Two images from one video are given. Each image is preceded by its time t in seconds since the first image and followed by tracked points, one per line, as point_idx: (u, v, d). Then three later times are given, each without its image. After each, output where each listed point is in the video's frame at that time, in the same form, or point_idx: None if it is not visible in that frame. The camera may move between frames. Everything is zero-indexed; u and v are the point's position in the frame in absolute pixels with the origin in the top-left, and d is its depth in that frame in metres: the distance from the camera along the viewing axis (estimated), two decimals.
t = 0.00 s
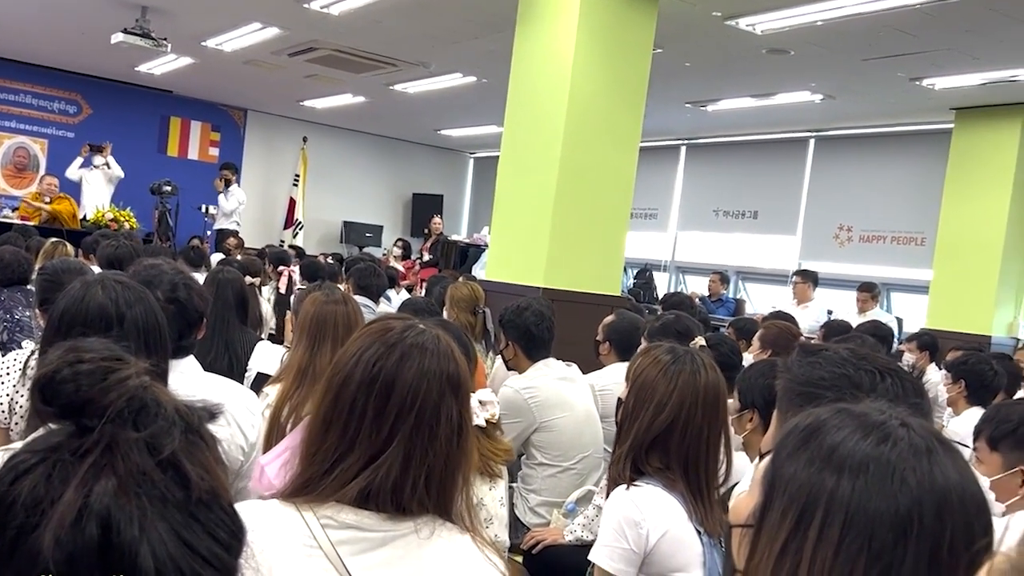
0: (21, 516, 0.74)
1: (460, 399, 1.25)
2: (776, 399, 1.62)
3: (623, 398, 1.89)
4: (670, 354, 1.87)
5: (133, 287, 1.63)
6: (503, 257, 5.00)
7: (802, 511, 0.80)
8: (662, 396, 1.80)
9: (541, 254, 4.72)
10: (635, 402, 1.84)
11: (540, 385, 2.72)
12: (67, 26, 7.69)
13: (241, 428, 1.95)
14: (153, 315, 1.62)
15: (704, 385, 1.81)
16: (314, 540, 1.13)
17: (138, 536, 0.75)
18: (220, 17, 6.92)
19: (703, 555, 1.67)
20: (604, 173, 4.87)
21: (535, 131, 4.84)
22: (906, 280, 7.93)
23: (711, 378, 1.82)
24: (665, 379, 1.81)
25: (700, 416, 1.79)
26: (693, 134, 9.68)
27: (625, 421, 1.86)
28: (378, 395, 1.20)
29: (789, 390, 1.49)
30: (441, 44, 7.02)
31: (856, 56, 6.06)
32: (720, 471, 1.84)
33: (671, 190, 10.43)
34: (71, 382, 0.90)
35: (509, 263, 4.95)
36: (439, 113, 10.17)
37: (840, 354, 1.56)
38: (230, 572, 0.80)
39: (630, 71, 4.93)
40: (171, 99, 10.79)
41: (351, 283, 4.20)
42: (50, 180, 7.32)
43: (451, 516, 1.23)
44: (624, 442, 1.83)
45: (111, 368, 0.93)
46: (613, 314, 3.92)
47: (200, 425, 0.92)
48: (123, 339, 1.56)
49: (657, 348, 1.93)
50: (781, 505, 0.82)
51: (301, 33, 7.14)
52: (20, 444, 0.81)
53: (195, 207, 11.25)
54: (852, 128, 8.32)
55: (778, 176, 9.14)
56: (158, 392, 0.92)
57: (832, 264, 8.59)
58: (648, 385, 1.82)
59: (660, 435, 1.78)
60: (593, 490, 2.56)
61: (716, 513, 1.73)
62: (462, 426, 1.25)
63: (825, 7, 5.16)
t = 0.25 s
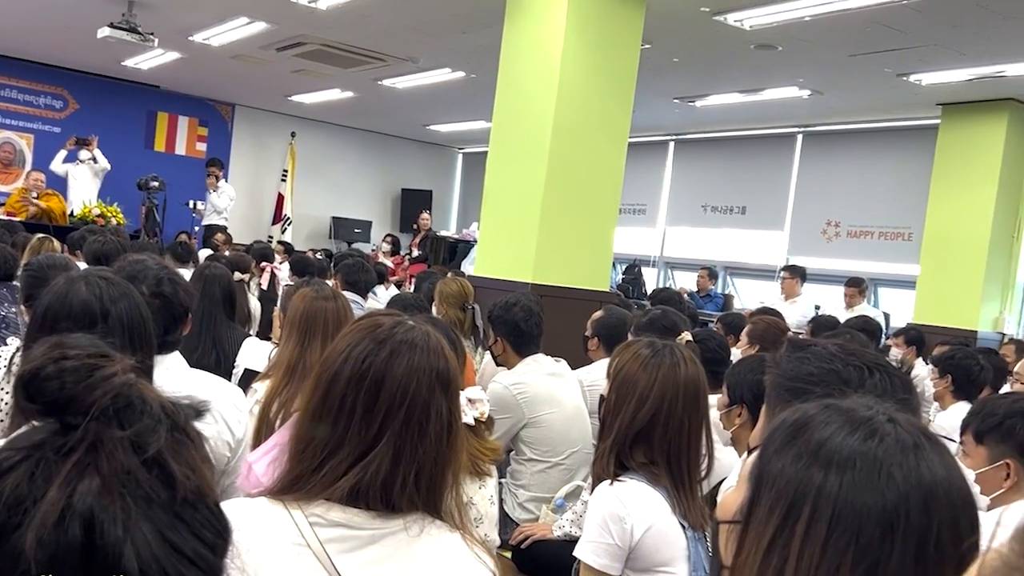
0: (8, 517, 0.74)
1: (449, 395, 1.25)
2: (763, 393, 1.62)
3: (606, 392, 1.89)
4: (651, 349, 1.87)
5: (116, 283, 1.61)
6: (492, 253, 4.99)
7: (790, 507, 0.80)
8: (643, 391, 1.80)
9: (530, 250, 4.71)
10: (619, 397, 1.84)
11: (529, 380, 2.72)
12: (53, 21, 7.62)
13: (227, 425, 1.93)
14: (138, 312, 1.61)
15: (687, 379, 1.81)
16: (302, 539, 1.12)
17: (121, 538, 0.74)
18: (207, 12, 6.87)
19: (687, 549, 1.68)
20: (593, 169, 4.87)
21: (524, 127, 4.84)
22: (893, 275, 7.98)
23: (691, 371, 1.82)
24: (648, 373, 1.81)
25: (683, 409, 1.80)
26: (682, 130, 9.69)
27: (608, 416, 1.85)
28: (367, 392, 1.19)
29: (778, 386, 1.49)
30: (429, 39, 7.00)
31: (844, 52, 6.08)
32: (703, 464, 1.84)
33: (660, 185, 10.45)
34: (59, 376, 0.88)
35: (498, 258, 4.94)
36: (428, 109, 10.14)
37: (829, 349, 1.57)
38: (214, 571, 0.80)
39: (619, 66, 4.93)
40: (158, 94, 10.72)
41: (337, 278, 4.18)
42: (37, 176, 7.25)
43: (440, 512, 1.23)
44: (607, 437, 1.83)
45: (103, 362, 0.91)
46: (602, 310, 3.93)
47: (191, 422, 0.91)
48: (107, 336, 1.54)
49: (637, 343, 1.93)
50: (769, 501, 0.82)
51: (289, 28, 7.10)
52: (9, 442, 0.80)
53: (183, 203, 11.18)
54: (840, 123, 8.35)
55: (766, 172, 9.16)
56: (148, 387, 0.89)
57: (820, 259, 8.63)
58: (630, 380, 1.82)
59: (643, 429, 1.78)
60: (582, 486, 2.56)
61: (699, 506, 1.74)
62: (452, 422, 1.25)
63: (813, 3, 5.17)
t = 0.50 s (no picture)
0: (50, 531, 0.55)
1: (437, 391, 1.24)
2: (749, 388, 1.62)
3: (590, 388, 1.89)
4: (636, 344, 1.88)
5: (102, 279, 1.61)
6: (481, 248, 4.98)
7: (774, 501, 0.80)
8: (627, 385, 1.80)
9: (519, 245, 4.71)
10: (604, 392, 1.84)
11: (518, 375, 2.72)
12: (39, 15, 7.54)
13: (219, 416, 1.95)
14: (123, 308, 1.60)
15: (672, 373, 1.81)
16: (290, 536, 1.12)
17: None
18: (195, 6, 6.82)
19: (672, 542, 1.69)
20: (582, 164, 4.87)
21: (513, 123, 4.83)
22: (880, 270, 8.03)
23: (676, 367, 1.82)
24: (632, 368, 1.81)
25: (668, 405, 1.80)
26: (670, 126, 9.72)
27: (593, 411, 1.86)
28: (354, 387, 1.19)
29: (764, 380, 1.50)
30: (419, 34, 6.97)
31: (832, 48, 6.10)
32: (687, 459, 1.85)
33: (648, 181, 10.49)
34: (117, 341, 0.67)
35: (488, 254, 4.94)
36: (417, 104, 10.12)
37: (816, 344, 1.57)
38: None
39: (608, 62, 4.92)
40: (146, 90, 10.64)
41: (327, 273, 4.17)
42: (24, 171, 7.19)
43: (428, 508, 1.23)
44: (593, 431, 1.83)
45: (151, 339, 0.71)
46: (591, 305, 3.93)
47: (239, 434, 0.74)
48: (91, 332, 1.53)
49: (624, 338, 1.93)
50: (753, 497, 0.82)
51: (277, 22, 7.06)
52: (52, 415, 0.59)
53: (171, 199, 11.11)
54: (827, 119, 8.39)
55: (753, 168, 9.21)
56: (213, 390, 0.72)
57: (808, 255, 8.67)
58: (614, 375, 1.82)
59: (627, 423, 1.78)
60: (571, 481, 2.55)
61: (683, 499, 1.75)
62: (440, 418, 1.24)
63: None
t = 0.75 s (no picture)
0: (75, 549, 0.60)
1: (424, 386, 1.24)
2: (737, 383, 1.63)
3: (579, 382, 1.89)
4: (625, 340, 1.87)
5: (87, 275, 1.60)
6: (470, 244, 4.97)
7: (763, 496, 0.80)
8: (616, 381, 1.80)
9: (508, 241, 4.70)
10: (593, 387, 1.83)
11: (506, 370, 2.71)
12: (24, 10, 7.48)
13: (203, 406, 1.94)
14: (108, 305, 1.58)
15: (661, 369, 1.81)
16: (280, 534, 1.11)
17: None
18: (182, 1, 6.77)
19: (662, 536, 1.70)
20: (571, 159, 4.87)
21: (502, 118, 4.82)
22: (868, 265, 8.07)
23: (665, 362, 1.82)
24: (620, 363, 1.81)
25: (657, 401, 1.80)
26: (659, 121, 9.72)
27: (582, 406, 1.85)
28: (341, 383, 1.19)
29: (752, 375, 1.50)
30: (407, 29, 6.95)
31: (820, 43, 6.12)
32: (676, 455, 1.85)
33: (638, 176, 10.47)
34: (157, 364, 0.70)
35: (477, 250, 4.93)
36: (406, 99, 10.08)
37: (802, 339, 1.58)
38: None
39: (597, 57, 4.92)
40: (133, 85, 10.57)
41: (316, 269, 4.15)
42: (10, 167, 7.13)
43: (417, 505, 1.23)
44: (581, 427, 1.83)
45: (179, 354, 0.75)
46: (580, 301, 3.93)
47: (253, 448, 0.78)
48: (76, 330, 1.51)
49: (612, 333, 1.93)
50: (741, 492, 0.82)
51: (265, 17, 7.02)
52: (74, 427, 0.63)
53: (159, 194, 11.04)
54: (815, 114, 8.42)
55: (742, 163, 9.21)
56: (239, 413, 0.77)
57: (796, 250, 8.70)
58: (603, 371, 1.82)
59: (616, 419, 1.78)
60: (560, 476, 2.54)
61: (672, 494, 1.76)
62: (428, 413, 1.24)
63: None
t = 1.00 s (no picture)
0: (59, 554, 0.60)
1: (414, 382, 1.24)
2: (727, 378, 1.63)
3: (570, 378, 1.89)
4: (615, 336, 1.87)
5: (76, 272, 1.58)
6: (461, 240, 4.97)
7: (751, 493, 0.80)
8: (606, 377, 1.80)
9: (499, 237, 4.70)
10: (583, 383, 1.83)
11: (497, 367, 2.71)
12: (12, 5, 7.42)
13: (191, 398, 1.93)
14: (96, 301, 1.57)
15: (651, 365, 1.81)
16: (271, 531, 1.10)
17: None
18: None
19: (653, 532, 1.70)
20: (561, 155, 4.86)
21: (492, 114, 4.81)
22: (857, 261, 8.11)
23: (654, 359, 1.82)
24: (611, 359, 1.81)
25: (647, 397, 1.80)
26: (649, 117, 9.74)
27: (572, 402, 1.86)
28: (331, 379, 1.19)
29: (741, 371, 1.50)
30: (398, 25, 6.93)
31: (810, 39, 6.14)
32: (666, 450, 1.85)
33: (628, 172, 10.50)
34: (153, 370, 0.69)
35: (468, 246, 4.92)
36: (396, 95, 10.06)
37: (792, 335, 1.58)
38: None
39: (588, 52, 4.91)
40: (122, 80, 10.51)
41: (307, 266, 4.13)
42: None
43: (407, 501, 1.23)
44: (572, 423, 1.83)
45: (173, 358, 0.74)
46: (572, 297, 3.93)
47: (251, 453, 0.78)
48: (64, 328, 1.50)
49: (602, 329, 1.92)
50: (730, 488, 0.82)
51: (255, 13, 6.99)
52: (66, 428, 0.62)
53: (148, 191, 10.98)
54: (805, 111, 8.45)
55: (732, 159, 9.24)
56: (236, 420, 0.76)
57: (786, 245, 8.74)
58: (593, 367, 1.82)
59: (606, 415, 1.79)
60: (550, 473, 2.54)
61: (663, 490, 1.76)
62: (418, 409, 1.24)
63: None
